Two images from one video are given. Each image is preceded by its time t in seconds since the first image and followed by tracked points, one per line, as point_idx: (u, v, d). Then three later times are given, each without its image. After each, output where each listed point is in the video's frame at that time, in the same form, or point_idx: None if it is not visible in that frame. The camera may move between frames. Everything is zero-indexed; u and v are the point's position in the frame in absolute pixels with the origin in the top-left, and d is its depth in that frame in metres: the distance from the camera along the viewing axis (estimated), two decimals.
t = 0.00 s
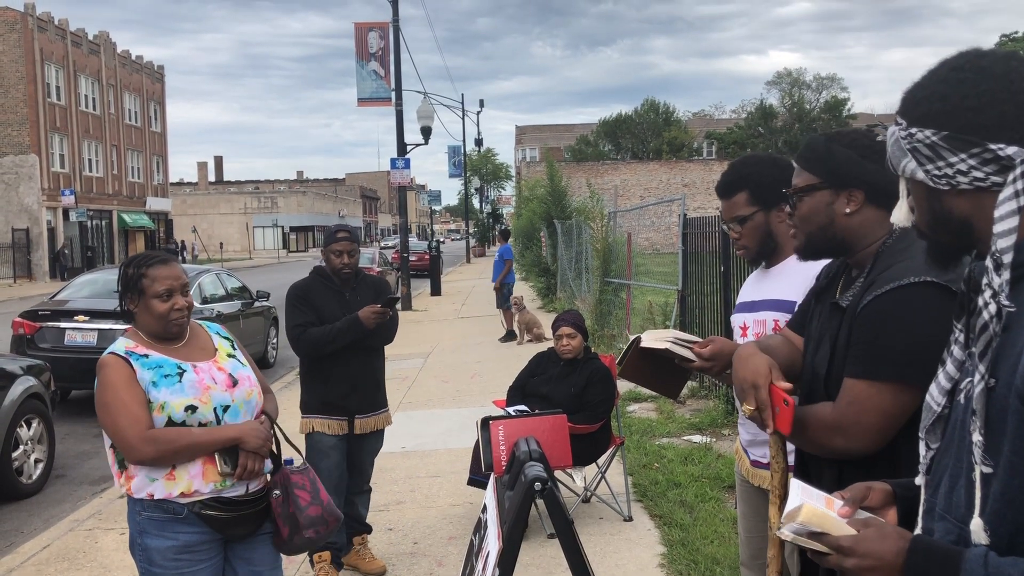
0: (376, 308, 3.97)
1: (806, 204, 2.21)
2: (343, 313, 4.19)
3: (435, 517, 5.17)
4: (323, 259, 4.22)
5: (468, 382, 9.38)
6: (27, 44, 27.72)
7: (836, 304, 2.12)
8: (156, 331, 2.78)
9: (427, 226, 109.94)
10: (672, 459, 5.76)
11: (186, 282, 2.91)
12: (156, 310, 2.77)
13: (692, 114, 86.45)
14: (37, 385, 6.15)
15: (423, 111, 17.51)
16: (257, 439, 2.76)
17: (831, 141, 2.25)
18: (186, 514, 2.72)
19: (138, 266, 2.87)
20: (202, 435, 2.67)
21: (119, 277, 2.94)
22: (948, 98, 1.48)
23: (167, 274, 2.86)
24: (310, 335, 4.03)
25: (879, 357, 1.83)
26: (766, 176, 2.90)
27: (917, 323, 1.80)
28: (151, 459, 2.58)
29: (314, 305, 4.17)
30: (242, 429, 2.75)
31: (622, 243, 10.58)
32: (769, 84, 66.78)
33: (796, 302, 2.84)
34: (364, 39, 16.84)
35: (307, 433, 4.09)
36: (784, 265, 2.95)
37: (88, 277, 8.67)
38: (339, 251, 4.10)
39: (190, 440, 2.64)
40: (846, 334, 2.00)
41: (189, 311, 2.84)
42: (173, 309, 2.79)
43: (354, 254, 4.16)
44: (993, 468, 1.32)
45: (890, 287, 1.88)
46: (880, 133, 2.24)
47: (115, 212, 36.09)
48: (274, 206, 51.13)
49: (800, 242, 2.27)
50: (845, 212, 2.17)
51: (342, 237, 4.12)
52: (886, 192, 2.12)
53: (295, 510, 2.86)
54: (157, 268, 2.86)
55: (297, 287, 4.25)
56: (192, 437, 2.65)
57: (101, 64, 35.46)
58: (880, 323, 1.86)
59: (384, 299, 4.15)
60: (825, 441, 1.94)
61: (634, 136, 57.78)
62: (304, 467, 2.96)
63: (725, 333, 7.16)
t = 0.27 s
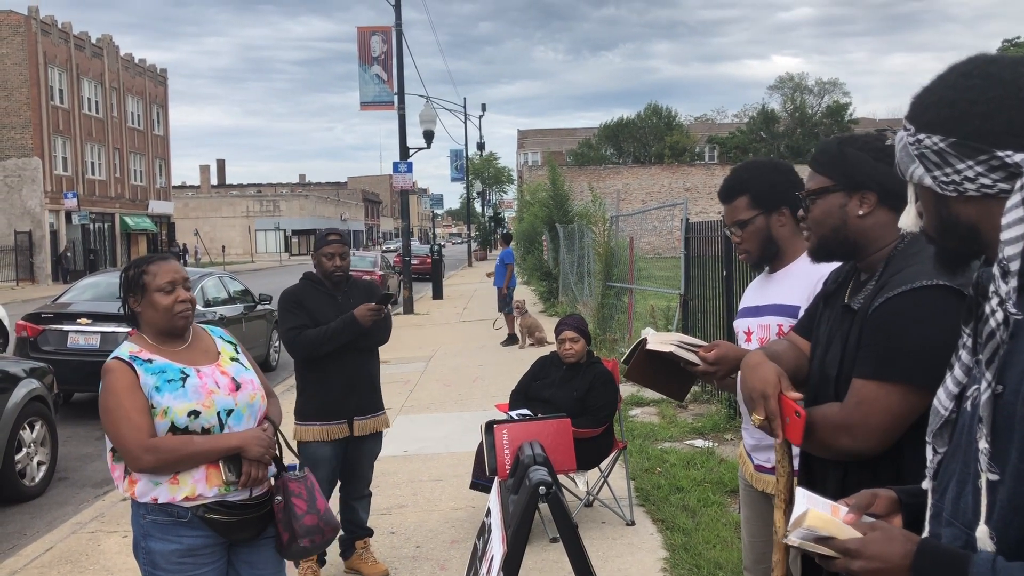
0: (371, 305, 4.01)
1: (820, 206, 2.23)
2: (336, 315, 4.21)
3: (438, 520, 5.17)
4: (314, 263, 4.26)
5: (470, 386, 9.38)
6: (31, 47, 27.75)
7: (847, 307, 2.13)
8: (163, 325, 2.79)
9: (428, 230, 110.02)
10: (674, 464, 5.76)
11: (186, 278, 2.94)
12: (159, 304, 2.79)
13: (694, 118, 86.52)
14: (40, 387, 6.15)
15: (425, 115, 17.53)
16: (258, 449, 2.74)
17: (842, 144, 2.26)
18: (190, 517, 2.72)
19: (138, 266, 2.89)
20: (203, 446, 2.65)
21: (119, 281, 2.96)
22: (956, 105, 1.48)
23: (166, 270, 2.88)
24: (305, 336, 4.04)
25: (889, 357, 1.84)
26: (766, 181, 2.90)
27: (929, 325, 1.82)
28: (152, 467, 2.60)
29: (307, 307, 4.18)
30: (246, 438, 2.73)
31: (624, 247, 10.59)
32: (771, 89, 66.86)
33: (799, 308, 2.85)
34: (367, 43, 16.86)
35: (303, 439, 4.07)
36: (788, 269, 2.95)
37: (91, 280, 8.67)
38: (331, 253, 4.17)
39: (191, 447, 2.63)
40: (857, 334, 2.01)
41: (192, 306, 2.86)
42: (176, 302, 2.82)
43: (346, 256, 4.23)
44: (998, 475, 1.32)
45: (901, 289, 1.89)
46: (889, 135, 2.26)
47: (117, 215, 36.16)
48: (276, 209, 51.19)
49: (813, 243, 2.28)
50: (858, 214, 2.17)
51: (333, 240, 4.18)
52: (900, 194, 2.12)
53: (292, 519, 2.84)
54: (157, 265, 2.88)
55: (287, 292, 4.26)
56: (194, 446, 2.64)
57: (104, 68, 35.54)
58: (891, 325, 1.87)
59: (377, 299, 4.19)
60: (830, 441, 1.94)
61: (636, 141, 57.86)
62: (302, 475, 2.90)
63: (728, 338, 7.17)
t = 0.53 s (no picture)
0: (355, 311, 4.01)
1: (822, 210, 2.25)
2: (320, 320, 4.21)
3: (437, 524, 5.16)
4: (299, 267, 4.27)
5: (470, 389, 9.37)
6: (32, 50, 27.76)
7: (847, 308, 2.14)
8: (161, 329, 2.79)
9: (429, 233, 110.08)
10: (674, 468, 5.76)
11: (186, 283, 2.94)
12: (158, 307, 2.79)
13: (695, 122, 86.56)
14: (40, 390, 6.15)
15: (426, 119, 17.56)
16: (257, 452, 2.74)
17: (847, 147, 2.27)
18: (188, 520, 2.72)
19: (139, 269, 2.89)
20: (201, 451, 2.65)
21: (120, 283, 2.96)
22: (960, 109, 1.48)
23: (167, 274, 2.89)
24: (289, 342, 4.05)
25: (887, 357, 1.85)
26: (767, 184, 2.91)
27: (927, 323, 1.82)
28: (149, 473, 2.60)
29: (292, 313, 4.19)
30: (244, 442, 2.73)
31: (624, 250, 10.59)
32: (772, 94, 66.92)
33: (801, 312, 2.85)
34: (368, 47, 16.86)
35: (291, 444, 4.09)
36: (788, 274, 2.95)
37: (91, 283, 8.68)
38: (316, 257, 4.18)
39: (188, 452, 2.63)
40: (856, 336, 2.02)
41: (191, 311, 2.86)
42: (176, 306, 2.82)
43: (331, 261, 4.24)
44: (1001, 481, 1.32)
45: (900, 290, 1.90)
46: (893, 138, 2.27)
47: (118, 218, 36.19)
48: (277, 212, 51.20)
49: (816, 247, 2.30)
50: (859, 218, 2.19)
51: (317, 244, 4.19)
52: (901, 200, 2.13)
53: (304, 519, 2.84)
54: (157, 270, 2.89)
55: (273, 295, 4.26)
56: (189, 451, 2.64)
57: (105, 71, 35.61)
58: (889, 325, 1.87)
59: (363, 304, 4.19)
60: (829, 442, 1.94)
61: (637, 144, 57.89)
62: (310, 476, 2.93)
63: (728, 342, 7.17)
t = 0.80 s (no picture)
0: (346, 317, 3.98)
1: (829, 212, 2.28)
2: (309, 325, 4.21)
3: (436, 527, 5.15)
4: (287, 271, 4.25)
5: (468, 392, 9.35)
6: (31, 52, 27.72)
7: (848, 305, 2.14)
8: (157, 336, 2.78)
9: (428, 235, 110.05)
10: (673, 471, 5.74)
11: (189, 291, 2.93)
12: (158, 314, 2.78)
13: (694, 125, 86.60)
14: (38, 393, 6.13)
15: (425, 122, 17.56)
16: (252, 457, 2.72)
17: (851, 149, 2.30)
18: (184, 523, 2.71)
19: (143, 272, 2.89)
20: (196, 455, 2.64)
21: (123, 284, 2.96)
22: (974, 108, 1.47)
23: (171, 281, 2.88)
24: (280, 348, 4.04)
25: (883, 351, 1.85)
26: (769, 183, 2.91)
27: (925, 320, 1.82)
28: (145, 478, 2.58)
29: (282, 319, 4.18)
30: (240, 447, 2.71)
31: (623, 253, 10.58)
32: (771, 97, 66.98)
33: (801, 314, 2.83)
34: (367, 49, 16.86)
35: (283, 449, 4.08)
36: (789, 276, 2.94)
37: (89, 285, 8.66)
38: (305, 262, 4.16)
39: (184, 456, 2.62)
40: (855, 331, 2.01)
41: (191, 319, 2.85)
42: (176, 314, 2.80)
43: (320, 265, 4.22)
44: (1003, 485, 1.31)
45: (899, 286, 1.90)
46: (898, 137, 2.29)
47: (117, 220, 36.16)
48: (276, 215, 51.17)
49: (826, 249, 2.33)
50: (865, 216, 2.21)
51: (306, 248, 4.16)
52: (905, 196, 2.15)
53: (296, 523, 2.82)
54: (162, 275, 2.88)
55: (261, 300, 4.25)
56: (184, 455, 2.62)
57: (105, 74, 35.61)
58: (886, 320, 1.87)
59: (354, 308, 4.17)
60: (824, 436, 1.95)
61: (635, 147, 57.91)
62: (304, 481, 2.91)
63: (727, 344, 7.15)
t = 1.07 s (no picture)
0: (343, 318, 3.98)
1: (836, 215, 2.31)
2: (306, 328, 4.21)
3: (434, 530, 5.15)
4: (283, 274, 4.25)
5: (467, 395, 9.36)
6: (29, 55, 27.76)
7: (851, 303, 2.15)
8: (156, 339, 2.78)
9: (426, 238, 110.08)
10: (671, 473, 5.75)
11: (189, 294, 2.93)
12: (158, 316, 2.78)
13: (692, 128, 86.73)
14: (36, 396, 6.13)
15: (424, 124, 17.58)
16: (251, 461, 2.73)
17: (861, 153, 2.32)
18: (183, 526, 2.71)
19: (144, 274, 2.89)
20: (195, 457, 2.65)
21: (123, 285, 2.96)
22: (982, 109, 1.47)
23: (171, 284, 2.88)
24: (277, 351, 4.04)
25: (882, 348, 1.86)
26: (771, 186, 2.93)
27: (926, 319, 1.83)
28: (144, 481, 2.59)
29: (278, 321, 4.18)
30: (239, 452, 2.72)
31: (621, 255, 10.60)
32: (768, 100, 67.12)
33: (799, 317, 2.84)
34: (365, 52, 16.90)
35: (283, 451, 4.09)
36: (788, 279, 2.95)
37: (87, 288, 8.66)
38: (300, 265, 4.14)
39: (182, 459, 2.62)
40: (857, 328, 2.03)
41: (190, 322, 2.85)
42: (176, 317, 2.81)
43: (315, 267, 4.21)
44: (1006, 488, 1.31)
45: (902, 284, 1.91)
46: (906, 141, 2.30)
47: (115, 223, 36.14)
48: (274, 217, 51.18)
49: (835, 251, 2.36)
50: (870, 219, 2.23)
51: (302, 251, 4.15)
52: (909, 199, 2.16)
53: (292, 528, 2.83)
54: (163, 278, 2.88)
55: (258, 303, 4.25)
56: (183, 458, 2.63)
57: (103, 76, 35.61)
58: (887, 317, 1.89)
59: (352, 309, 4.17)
60: (822, 431, 1.96)
61: (633, 150, 57.99)
62: (300, 485, 2.90)
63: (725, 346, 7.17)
